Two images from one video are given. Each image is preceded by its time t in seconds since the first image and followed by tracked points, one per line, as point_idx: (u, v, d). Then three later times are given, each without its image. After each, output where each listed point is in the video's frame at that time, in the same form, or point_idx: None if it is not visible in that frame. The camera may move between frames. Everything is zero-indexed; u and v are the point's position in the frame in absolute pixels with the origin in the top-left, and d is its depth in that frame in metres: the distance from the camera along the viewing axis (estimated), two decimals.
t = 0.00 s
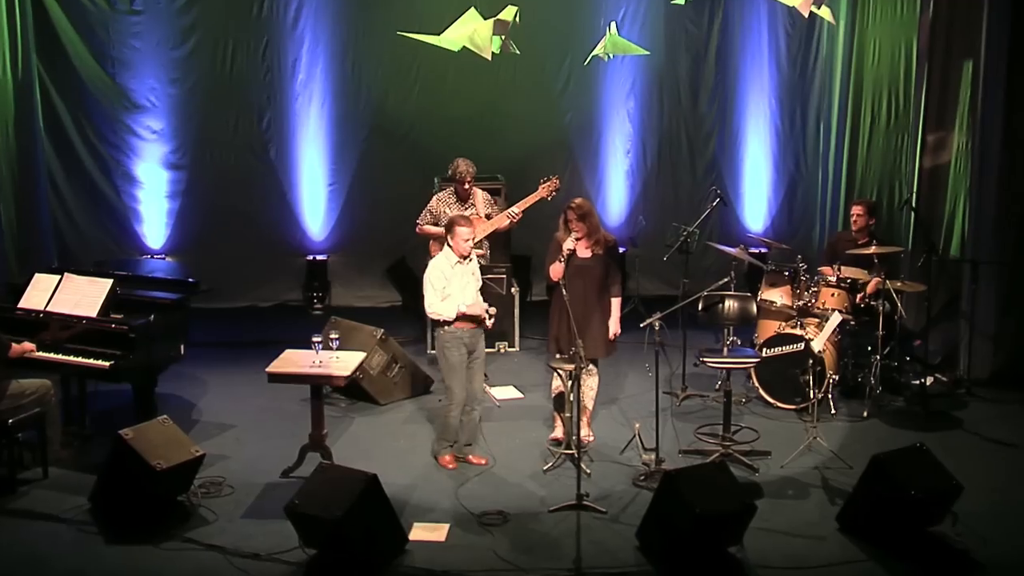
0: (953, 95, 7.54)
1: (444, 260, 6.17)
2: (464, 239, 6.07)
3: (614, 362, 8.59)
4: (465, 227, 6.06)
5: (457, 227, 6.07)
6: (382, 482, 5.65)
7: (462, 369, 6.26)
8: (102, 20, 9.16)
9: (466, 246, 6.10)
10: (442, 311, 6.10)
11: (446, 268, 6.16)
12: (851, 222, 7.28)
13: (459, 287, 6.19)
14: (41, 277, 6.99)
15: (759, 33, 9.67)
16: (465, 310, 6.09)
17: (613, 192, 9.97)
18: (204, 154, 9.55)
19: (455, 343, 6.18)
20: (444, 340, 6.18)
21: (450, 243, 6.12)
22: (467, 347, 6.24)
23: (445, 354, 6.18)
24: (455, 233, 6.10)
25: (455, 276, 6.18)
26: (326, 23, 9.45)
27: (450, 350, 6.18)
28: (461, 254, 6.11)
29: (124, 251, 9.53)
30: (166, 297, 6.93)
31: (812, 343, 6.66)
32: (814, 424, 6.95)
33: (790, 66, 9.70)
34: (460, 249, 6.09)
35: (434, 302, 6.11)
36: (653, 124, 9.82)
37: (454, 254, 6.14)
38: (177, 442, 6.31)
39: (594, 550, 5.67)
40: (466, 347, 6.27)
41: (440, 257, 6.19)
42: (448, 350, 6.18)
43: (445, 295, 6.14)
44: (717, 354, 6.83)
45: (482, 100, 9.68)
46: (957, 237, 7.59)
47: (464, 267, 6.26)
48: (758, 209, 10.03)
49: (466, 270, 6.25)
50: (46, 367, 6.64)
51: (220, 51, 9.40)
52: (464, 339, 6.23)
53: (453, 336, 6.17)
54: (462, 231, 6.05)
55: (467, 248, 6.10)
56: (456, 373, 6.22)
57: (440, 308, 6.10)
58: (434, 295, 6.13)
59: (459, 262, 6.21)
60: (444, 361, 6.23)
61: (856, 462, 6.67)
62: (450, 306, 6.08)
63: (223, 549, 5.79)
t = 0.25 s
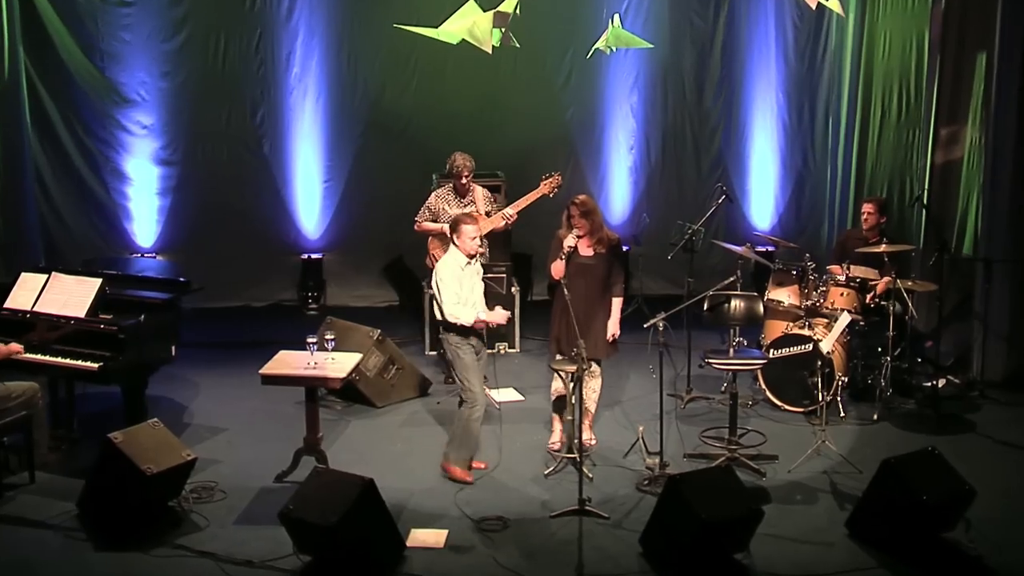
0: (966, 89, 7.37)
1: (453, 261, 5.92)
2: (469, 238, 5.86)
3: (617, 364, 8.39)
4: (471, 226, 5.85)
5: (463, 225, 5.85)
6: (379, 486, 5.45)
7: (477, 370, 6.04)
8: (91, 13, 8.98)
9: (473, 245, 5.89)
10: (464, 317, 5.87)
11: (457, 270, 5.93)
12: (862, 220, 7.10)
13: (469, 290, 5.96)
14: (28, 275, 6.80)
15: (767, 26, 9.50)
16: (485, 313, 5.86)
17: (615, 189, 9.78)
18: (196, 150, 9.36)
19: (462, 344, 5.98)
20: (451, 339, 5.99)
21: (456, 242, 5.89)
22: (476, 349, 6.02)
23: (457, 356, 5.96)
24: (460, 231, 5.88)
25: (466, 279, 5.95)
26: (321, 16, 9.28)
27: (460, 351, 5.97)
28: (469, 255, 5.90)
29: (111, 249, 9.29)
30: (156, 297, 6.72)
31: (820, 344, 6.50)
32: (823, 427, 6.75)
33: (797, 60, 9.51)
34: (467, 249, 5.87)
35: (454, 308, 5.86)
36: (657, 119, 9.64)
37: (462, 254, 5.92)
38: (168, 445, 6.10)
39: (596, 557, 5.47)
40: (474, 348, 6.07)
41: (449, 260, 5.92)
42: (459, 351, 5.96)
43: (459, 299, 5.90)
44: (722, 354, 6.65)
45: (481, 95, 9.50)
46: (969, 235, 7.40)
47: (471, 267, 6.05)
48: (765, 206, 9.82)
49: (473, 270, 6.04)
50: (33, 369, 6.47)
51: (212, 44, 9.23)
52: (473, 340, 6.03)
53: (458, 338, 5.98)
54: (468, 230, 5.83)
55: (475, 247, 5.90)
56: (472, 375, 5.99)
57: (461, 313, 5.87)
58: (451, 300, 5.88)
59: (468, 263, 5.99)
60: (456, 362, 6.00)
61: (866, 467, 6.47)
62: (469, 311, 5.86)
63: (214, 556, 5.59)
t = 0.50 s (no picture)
0: (981, 83, 7.20)
1: (468, 265, 5.65)
2: (482, 242, 5.65)
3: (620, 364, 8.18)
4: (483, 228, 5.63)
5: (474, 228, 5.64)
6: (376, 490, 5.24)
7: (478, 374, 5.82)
8: (79, 4, 8.79)
9: (485, 249, 5.69)
10: (492, 323, 5.52)
11: (473, 274, 5.66)
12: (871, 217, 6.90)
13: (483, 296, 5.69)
14: (13, 274, 6.60)
15: (775, 17, 9.29)
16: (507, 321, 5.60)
17: (619, 185, 9.59)
18: (187, 145, 9.20)
19: (467, 350, 5.72)
20: (453, 343, 5.73)
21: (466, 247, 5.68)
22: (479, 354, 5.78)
23: (460, 360, 5.72)
24: (471, 236, 5.67)
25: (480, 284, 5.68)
26: (316, 7, 9.09)
27: (464, 356, 5.72)
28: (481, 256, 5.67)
29: (100, 248, 9.14)
30: (146, 297, 6.51)
31: (828, 344, 6.38)
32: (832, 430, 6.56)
33: (806, 52, 9.29)
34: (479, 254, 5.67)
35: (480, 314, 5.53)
36: (662, 113, 9.45)
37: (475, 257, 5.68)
38: (159, 450, 5.89)
39: (599, 564, 5.27)
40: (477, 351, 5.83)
41: (465, 265, 5.65)
42: (466, 357, 5.71)
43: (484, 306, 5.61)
44: (728, 355, 6.48)
45: (480, 89, 9.33)
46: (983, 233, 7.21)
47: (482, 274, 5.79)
48: (773, 203, 9.63)
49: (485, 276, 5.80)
50: (21, 371, 6.30)
51: (203, 36, 9.03)
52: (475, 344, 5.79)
53: (464, 343, 5.72)
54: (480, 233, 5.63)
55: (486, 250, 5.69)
56: (473, 379, 5.77)
57: (488, 319, 5.53)
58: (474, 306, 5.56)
59: (481, 269, 5.74)
60: (458, 366, 5.76)
61: (877, 472, 6.27)
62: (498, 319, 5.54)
63: (205, 563, 5.39)
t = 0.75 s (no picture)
0: (994, 76, 7.02)
1: (485, 272, 5.41)
2: (500, 250, 5.43)
3: (624, 366, 7.99)
4: (499, 236, 5.41)
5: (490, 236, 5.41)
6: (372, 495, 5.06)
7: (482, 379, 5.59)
8: None
9: (500, 257, 5.47)
10: (519, 332, 5.25)
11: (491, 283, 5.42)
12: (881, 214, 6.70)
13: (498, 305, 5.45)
14: None
15: (782, 11, 9.12)
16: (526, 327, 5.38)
17: (622, 181, 9.45)
18: (177, 140, 9.00)
19: (473, 356, 5.50)
20: (456, 349, 5.51)
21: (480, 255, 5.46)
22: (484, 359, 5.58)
23: (464, 365, 5.50)
24: (487, 244, 5.43)
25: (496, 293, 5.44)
26: None
27: (470, 362, 5.50)
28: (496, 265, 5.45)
29: (88, 247, 8.94)
30: (136, 297, 6.31)
31: (836, 344, 6.25)
32: (841, 433, 6.37)
33: (814, 45, 9.13)
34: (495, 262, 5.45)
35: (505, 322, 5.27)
36: (666, 108, 9.30)
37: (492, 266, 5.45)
38: (149, 453, 5.73)
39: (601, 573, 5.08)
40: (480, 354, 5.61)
41: (483, 273, 5.41)
42: (474, 363, 5.50)
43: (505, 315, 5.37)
44: (734, 357, 6.32)
45: (479, 84, 9.17)
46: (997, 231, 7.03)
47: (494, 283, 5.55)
48: (781, 201, 9.46)
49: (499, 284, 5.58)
50: (7, 373, 6.12)
51: (195, 29, 8.85)
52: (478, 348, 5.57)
53: (471, 349, 5.50)
54: (497, 241, 5.40)
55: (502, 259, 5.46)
56: (478, 385, 5.54)
57: (515, 328, 5.26)
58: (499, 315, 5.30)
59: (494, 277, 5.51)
60: (463, 372, 5.53)
61: (888, 476, 6.09)
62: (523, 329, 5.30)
63: (197, 571, 5.20)
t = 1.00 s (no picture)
0: (1008, 70, 6.85)
1: (496, 279, 5.24)
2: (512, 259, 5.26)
3: (627, 367, 7.79)
4: (512, 245, 5.23)
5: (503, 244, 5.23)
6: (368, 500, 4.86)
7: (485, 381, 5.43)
8: None
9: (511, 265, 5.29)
10: (534, 339, 5.06)
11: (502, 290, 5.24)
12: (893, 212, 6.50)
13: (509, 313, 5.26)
14: None
15: (790, 2, 8.94)
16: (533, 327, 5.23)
17: (625, 178, 9.31)
18: (168, 135, 8.84)
19: (476, 361, 5.35)
20: (459, 355, 5.34)
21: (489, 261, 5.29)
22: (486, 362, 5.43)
23: (468, 370, 5.33)
24: (500, 251, 5.24)
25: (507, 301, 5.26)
26: None
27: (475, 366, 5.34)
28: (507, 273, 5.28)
29: (77, 245, 8.77)
30: (125, 296, 6.12)
31: (847, 347, 6.01)
32: (851, 437, 6.18)
33: (823, 38, 8.92)
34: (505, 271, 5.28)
35: (520, 329, 5.08)
36: (670, 102, 9.14)
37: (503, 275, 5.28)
38: (137, 459, 5.49)
39: None
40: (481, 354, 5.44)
41: (495, 280, 5.23)
42: (479, 368, 5.34)
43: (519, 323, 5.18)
44: (741, 358, 6.14)
45: (478, 79, 9.01)
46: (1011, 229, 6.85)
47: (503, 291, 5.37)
48: (788, 199, 9.30)
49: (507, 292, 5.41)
50: None
51: (186, 21, 8.67)
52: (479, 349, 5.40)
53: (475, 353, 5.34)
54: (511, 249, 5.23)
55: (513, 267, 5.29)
56: (482, 389, 5.37)
57: (529, 334, 5.07)
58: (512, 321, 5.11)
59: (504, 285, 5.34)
60: (466, 377, 5.35)
61: (898, 481, 5.90)
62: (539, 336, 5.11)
63: None
